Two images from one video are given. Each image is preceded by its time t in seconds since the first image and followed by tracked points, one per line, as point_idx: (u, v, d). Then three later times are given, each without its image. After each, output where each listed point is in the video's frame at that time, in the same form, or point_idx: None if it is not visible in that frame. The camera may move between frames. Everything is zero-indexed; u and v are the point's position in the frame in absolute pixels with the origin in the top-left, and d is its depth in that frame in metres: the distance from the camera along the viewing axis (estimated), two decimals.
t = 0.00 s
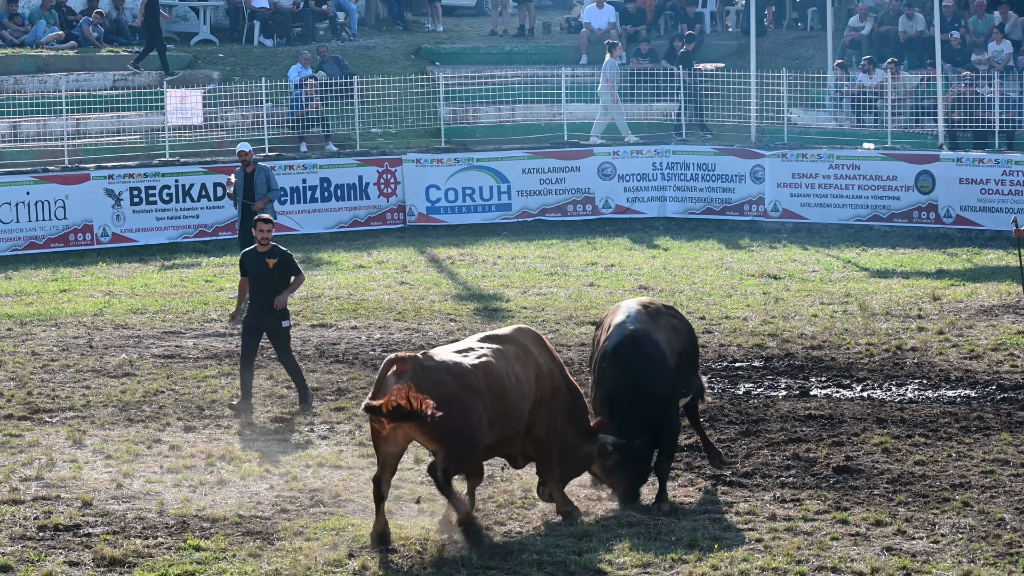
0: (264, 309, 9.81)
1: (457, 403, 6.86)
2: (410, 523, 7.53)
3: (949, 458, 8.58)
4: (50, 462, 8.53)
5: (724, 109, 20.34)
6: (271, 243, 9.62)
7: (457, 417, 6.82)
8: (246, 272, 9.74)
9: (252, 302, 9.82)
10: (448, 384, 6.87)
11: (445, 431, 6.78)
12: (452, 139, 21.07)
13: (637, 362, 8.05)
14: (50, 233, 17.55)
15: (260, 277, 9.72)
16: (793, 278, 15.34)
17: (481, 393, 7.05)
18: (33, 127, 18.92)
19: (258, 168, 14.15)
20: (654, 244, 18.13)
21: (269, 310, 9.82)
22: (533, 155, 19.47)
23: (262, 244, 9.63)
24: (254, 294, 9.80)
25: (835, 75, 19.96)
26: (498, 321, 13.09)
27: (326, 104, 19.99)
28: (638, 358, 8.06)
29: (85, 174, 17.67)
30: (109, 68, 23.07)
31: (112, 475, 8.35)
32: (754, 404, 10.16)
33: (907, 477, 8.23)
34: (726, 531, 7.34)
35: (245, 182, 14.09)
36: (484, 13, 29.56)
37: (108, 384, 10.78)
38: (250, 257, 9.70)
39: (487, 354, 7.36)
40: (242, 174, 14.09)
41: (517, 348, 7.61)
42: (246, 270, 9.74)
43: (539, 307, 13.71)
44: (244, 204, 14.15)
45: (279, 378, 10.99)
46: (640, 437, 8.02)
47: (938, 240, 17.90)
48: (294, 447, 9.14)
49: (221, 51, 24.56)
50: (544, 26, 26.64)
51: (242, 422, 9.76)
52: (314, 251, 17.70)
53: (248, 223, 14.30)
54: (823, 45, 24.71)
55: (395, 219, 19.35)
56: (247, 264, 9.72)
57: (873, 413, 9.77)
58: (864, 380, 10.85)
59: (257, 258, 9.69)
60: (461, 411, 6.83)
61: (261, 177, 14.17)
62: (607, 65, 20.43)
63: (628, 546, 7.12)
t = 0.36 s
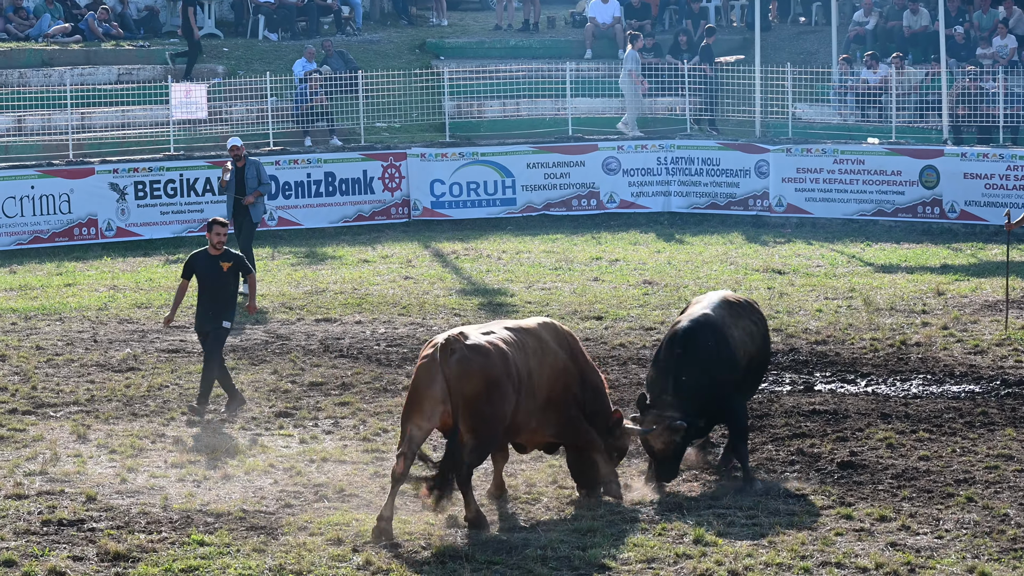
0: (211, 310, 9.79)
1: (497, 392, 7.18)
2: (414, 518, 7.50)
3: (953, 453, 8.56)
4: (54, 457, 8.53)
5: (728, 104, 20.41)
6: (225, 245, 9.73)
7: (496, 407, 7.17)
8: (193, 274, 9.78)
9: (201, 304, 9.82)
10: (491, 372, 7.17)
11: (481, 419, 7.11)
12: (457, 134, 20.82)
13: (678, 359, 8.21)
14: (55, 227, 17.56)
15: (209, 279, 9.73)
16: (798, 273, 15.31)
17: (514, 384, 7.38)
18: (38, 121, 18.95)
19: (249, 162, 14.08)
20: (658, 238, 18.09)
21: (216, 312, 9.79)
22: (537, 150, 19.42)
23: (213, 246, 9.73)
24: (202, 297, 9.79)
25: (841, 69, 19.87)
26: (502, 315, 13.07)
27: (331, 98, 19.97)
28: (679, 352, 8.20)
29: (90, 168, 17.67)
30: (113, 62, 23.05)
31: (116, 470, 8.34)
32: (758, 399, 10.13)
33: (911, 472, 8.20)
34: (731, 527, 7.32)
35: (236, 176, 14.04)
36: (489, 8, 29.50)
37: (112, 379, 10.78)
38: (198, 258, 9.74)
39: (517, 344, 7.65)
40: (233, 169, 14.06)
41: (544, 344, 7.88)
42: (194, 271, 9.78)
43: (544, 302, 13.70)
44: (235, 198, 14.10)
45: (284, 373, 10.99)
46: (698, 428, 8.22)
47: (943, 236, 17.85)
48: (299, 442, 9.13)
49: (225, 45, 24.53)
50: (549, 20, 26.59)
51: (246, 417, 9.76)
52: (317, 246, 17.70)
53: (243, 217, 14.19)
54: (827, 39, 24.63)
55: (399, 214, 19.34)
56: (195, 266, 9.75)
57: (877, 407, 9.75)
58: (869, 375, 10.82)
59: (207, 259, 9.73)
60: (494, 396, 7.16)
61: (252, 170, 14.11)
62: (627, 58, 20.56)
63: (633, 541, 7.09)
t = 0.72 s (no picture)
0: (162, 316, 9.64)
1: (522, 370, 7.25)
2: (417, 514, 7.49)
3: (956, 450, 8.54)
4: (57, 453, 8.53)
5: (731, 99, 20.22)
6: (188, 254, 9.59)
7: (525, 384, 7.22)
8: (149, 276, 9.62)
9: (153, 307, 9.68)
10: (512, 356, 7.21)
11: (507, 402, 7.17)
12: (460, 129, 21.06)
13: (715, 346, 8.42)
14: (58, 224, 17.56)
15: (167, 284, 9.60)
16: (800, 269, 15.28)
17: (553, 365, 7.39)
18: (42, 117, 18.95)
19: (243, 163, 14.02)
20: (661, 235, 18.08)
21: (168, 318, 9.65)
22: (541, 146, 19.42)
23: (178, 252, 9.58)
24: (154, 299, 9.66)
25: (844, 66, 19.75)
26: (505, 312, 13.06)
27: (334, 95, 19.89)
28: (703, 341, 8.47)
29: (93, 164, 17.67)
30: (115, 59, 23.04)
31: (118, 466, 8.34)
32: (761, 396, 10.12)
33: (914, 469, 8.19)
34: (734, 523, 7.31)
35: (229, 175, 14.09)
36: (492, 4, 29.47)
37: (115, 375, 10.78)
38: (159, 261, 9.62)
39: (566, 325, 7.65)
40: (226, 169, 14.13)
41: (608, 320, 7.82)
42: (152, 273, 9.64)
43: (547, 298, 13.69)
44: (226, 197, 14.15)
45: (286, 369, 10.98)
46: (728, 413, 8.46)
47: (946, 232, 17.81)
48: (302, 438, 9.13)
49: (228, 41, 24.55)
50: (552, 17, 26.55)
51: (249, 413, 9.75)
52: (320, 243, 17.70)
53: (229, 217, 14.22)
54: (829, 36, 24.58)
55: (402, 210, 19.33)
56: (152, 269, 9.61)
57: (880, 404, 9.73)
58: (871, 372, 10.80)
59: (167, 264, 9.62)
60: (512, 381, 7.18)
61: (244, 172, 14.09)
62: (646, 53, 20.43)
63: (636, 538, 7.07)
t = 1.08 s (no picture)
0: (128, 316, 9.33)
1: (568, 363, 7.35)
2: (419, 511, 7.49)
3: (958, 447, 8.53)
4: (59, 450, 8.53)
5: (733, 97, 20.24)
6: (158, 253, 9.28)
7: (564, 377, 7.33)
8: (115, 276, 9.24)
9: (116, 307, 9.31)
10: (561, 346, 7.34)
11: (544, 395, 7.34)
12: (462, 126, 21.06)
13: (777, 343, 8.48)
14: (60, 220, 17.56)
15: (136, 285, 9.27)
16: (802, 266, 15.27)
17: (607, 347, 7.47)
18: (44, 114, 18.95)
19: (232, 159, 13.95)
20: (663, 231, 18.06)
21: (135, 318, 9.37)
22: (543, 143, 19.42)
23: (145, 251, 9.26)
24: (118, 300, 9.29)
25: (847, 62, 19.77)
26: (507, 308, 13.05)
27: (335, 90, 19.97)
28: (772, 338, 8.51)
29: (95, 161, 17.66)
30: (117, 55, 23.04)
31: (120, 462, 8.34)
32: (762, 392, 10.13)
33: (916, 465, 8.19)
34: (736, 520, 7.30)
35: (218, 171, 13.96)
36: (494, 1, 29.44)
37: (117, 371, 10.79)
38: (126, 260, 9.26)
39: (628, 318, 7.64)
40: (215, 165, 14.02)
41: (664, 309, 7.86)
42: (118, 273, 9.25)
43: (549, 294, 13.68)
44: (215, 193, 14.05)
45: (288, 365, 10.98)
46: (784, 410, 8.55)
47: (948, 228, 17.77)
48: (304, 435, 9.13)
49: (230, 38, 24.55)
50: (554, 13, 26.53)
51: (251, 410, 9.75)
52: (322, 239, 17.70)
53: (217, 213, 14.14)
54: (831, 32, 24.54)
55: (404, 207, 19.32)
56: (118, 268, 9.25)
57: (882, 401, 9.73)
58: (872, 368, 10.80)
59: (133, 263, 9.28)
60: (565, 365, 7.32)
61: (234, 168, 14.03)
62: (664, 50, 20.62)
63: (638, 534, 7.06)
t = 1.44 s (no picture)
0: (120, 315, 9.22)
1: (616, 344, 7.27)
2: (421, 508, 7.48)
3: (959, 444, 8.52)
4: (61, 448, 8.53)
5: (734, 94, 20.17)
6: (149, 250, 9.26)
7: (615, 359, 7.26)
8: (108, 274, 9.15)
9: (108, 306, 9.21)
10: (609, 326, 7.27)
11: (590, 377, 7.27)
12: (463, 124, 20.93)
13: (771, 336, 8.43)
14: (62, 218, 17.55)
15: (129, 283, 9.21)
16: (804, 263, 15.25)
17: (658, 331, 7.36)
18: (45, 112, 18.94)
19: (222, 156, 14.08)
20: (664, 228, 18.05)
21: (127, 318, 9.23)
22: (544, 140, 19.37)
23: (137, 248, 9.21)
24: (111, 298, 9.19)
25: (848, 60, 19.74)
26: (508, 306, 13.05)
27: (335, 88, 19.89)
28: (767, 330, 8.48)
29: (96, 159, 17.65)
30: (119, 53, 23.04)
31: (121, 460, 8.34)
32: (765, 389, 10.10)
33: (917, 462, 8.18)
34: (737, 517, 7.30)
35: (209, 169, 13.99)
36: None
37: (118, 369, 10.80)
38: (119, 258, 9.19)
39: (678, 304, 7.50)
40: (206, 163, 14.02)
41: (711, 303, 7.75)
42: (110, 271, 9.17)
43: (550, 292, 13.68)
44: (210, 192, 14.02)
45: (290, 363, 10.99)
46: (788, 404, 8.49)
47: (950, 226, 17.75)
48: (305, 432, 9.13)
49: (232, 35, 24.52)
50: (556, 11, 26.49)
51: (252, 407, 9.75)
52: (323, 237, 17.70)
53: (210, 212, 14.12)
54: (833, 29, 24.50)
55: (406, 204, 19.31)
56: (110, 266, 9.16)
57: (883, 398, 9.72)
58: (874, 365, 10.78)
59: (126, 260, 9.22)
60: (613, 346, 7.27)
61: (225, 166, 14.09)
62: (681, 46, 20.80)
63: (638, 532, 7.05)
